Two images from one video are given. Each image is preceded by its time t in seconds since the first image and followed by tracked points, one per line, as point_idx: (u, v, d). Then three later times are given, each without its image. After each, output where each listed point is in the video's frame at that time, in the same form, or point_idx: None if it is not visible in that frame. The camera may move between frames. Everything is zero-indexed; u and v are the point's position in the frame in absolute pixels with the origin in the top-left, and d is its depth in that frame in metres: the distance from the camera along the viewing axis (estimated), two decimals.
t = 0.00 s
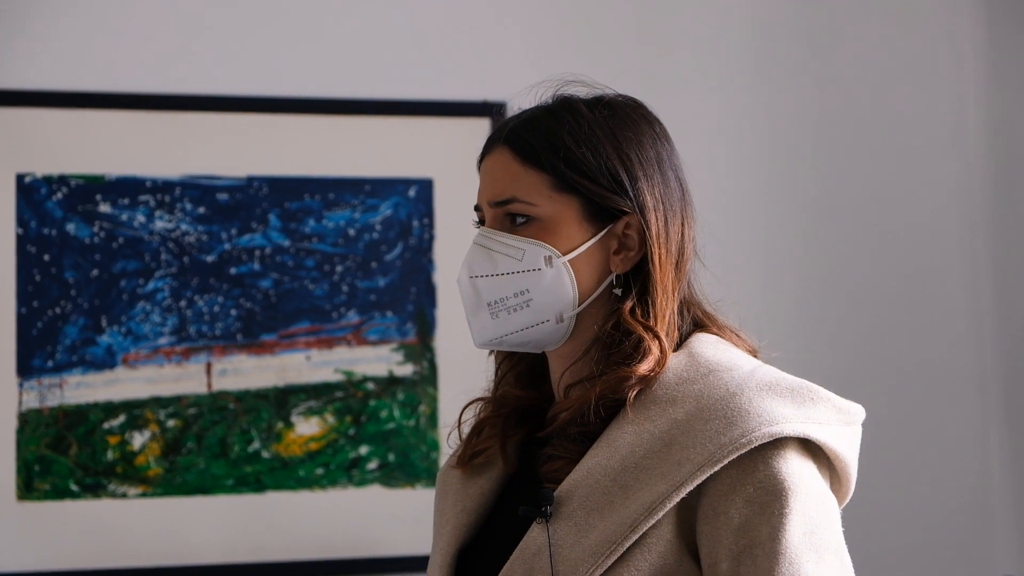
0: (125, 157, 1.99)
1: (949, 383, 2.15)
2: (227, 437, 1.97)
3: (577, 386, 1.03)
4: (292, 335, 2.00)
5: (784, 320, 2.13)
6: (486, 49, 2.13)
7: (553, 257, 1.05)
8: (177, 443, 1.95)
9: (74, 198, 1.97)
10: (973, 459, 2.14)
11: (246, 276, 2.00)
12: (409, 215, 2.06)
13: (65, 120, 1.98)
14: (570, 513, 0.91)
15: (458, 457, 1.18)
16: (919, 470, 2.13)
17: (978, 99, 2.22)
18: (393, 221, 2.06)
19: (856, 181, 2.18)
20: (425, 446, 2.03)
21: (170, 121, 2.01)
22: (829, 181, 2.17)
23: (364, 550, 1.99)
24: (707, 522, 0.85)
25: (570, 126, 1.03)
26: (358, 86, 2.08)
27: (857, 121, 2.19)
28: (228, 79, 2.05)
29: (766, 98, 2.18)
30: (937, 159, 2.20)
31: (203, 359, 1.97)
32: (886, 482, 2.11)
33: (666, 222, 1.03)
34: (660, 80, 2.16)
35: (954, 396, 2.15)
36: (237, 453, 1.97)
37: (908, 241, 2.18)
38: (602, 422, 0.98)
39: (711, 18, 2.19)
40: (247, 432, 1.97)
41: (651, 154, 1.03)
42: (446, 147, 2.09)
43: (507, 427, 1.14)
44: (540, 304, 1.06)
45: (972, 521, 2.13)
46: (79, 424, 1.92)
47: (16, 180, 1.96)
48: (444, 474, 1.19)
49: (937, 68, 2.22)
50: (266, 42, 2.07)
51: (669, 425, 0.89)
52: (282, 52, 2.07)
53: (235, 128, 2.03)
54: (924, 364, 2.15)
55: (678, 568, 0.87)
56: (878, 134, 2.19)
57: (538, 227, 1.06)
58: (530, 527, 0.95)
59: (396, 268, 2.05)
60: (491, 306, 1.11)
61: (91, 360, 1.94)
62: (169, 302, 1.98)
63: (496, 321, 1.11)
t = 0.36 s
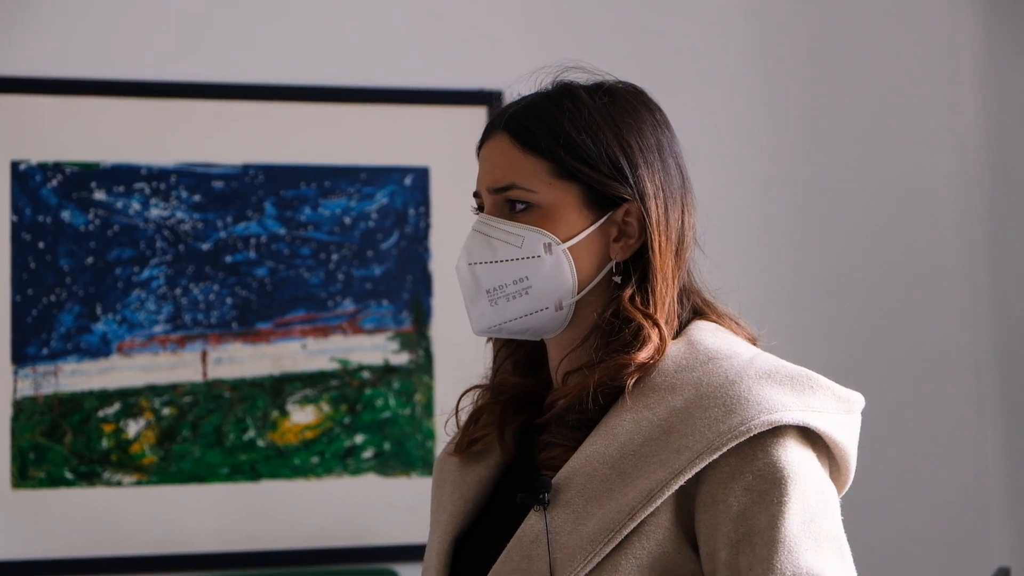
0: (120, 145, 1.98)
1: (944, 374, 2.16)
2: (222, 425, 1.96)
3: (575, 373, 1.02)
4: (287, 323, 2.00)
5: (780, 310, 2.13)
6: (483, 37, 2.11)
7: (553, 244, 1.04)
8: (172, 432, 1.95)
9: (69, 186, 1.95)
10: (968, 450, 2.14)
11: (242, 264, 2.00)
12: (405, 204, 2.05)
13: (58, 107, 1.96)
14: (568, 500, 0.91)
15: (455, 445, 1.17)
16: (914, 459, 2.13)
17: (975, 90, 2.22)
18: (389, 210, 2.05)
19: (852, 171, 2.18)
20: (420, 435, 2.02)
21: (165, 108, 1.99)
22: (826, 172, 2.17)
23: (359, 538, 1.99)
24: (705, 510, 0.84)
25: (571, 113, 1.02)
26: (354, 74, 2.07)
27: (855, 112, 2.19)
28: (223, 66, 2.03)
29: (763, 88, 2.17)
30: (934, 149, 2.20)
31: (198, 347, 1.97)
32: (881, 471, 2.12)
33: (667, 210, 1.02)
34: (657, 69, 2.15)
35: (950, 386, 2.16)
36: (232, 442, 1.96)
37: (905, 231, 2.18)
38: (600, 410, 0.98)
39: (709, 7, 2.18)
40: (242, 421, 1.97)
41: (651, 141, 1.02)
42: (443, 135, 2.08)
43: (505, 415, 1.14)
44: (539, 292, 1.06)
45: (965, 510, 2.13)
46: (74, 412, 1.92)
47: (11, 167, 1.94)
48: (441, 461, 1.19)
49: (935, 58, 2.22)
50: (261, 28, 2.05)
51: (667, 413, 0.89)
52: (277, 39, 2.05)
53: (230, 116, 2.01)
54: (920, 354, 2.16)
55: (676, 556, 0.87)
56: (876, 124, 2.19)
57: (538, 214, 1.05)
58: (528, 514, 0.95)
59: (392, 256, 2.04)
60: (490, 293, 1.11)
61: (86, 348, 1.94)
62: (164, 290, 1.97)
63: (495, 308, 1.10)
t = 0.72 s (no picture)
0: (121, 131, 1.97)
1: (945, 365, 2.15)
2: (222, 412, 1.96)
3: (575, 362, 1.02)
4: (288, 310, 1.99)
5: (782, 300, 2.13)
6: (485, 23, 2.10)
7: (553, 233, 1.04)
8: (173, 418, 1.95)
9: (70, 171, 1.95)
10: (969, 442, 2.14)
11: (243, 251, 1.99)
12: (407, 192, 2.05)
13: (59, 93, 1.95)
14: (567, 489, 0.91)
15: (455, 433, 1.17)
16: (914, 451, 2.13)
17: (980, 80, 2.20)
18: (390, 197, 2.04)
19: (855, 162, 2.17)
20: (421, 423, 2.02)
21: (166, 94, 1.98)
22: (829, 162, 2.16)
23: (359, 526, 1.99)
24: (704, 500, 0.84)
25: (572, 100, 1.01)
26: (356, 60, 2.06)
27: (858, 102, 2.17)
28: (224, 52, 2.02)
29: (767, 77, 2.16)
30: (937, 139, 2.19)
31: (199, 334, 1.96)
32: (880, 463, 2.12)
33: (668, 198, 1.01)
34: (661, 58, 2.14)
35: (951, 378, 2.15)
36: (233, 429, 1.96)
37: (908, 223, 2.17)
38: (600, 399, 0.97)
39: None
40: (243, 408, 1.97)
41: (653, 128, 1.01)
42: (445, 122, 2.07)
43: (505, 404, 1.13)
44: (539, 280, 1.05)
45: (965, 502, 2.13)
46: (75, 398, 1.92)
47: (12, 152, 1.94)
48: (441, 449, 1.18)
49: (940, 48, 2.20)
50: (262, 14, 2.04)
51: (667, 402, 0.89)
52: (279, 25, 2.04)
53: (231, 102, 2.00)
54: (921, 346, 2.15)
55: (674, 546, 0.86)
56: (879, 114, 2.18)
57: (538, 202, 1.04)
58: (527, 503, 0.95)
59: (393, 244, 2.04)
60: (490, 281, 1.11)
61: (87, 334, 1.93)
62: (165, 276, 1.97)
63: (495, 296, 1.10)
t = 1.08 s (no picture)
0: (126, 124, 1.97)
1: (951, 359, 2.15)
2: (227, 405, 1.96)
3: (573, 355, 1.02)
4: (292, 303, 1.99)
5: (787, 293, 2.12)
6: (490, 16, 2.09)
7: (550, 224, 1.04)
8: (178, 411, 1.95)
9: (75, 164, 1.95)
10: (974, 436, 2.14)
11: (247, 244, 1.99)
12: (411, 184, 2.04)
13: (64, 86, 1.95)
14: (565, 483, 0.91)
15: (456, 426, 1.17)
16: (919, 444, 2.12)
17: (987, 72, 2.19)
18: (394, 190, 2.04)
19: (860, 155, 2.16)
20: (425, 416, 2.02)
21: (170, 87, 1.98)
22: (835, 155, 2.15)
23: (363, 519, 1.99)
24: (702, 493, 0.84)
25: (570, 92, 1.00)
26: (360, 53, 2.05)
27: (864, 94, 2.16)
28: (228, 45, 2.02)
29: (772, 70, 2.15)
30: (944, 132, 2.18)
31: (204, 327, 1.96)
32: (885, 457, 2.11)
33: (667, 191, 1.01)
34: (666, 51, 2.13)
35: (957, 371, 2.15)
36: (237, 422, 1.97)
37: (913, 215, 2.16)
38: (598, 392, 0.97)
39: None
40: (247, 401, 1.97)
41: (652, 120, 1.01)
42: (449, 115, 2.06)
43: (506, 396, 1.13)
44: (535, 271, 1.06)
45: (970, 496, 2.13)
46: (80, 390, 1.92)
47: (17, 146, 1.94)
48: (441, 443, 1.18)
49: (946, 40, 2.19)
50: (266, 7, 2.03)
51: (665, 394, 0.88)
52: (283, 18, 2.03)
53: (235, 95, 2.00)
54: (926, 339, 2.15)
55: (672, 539, 0.86)
56: (885, 107, 2.17)
57: (535, 193, 1.04)
58: (525, 497, 0.95)
59: (397, 237, 2.03)
60: (487, 272, 1.11)
61: (91, 327, 1.93)
62: (169, 270, 1.97)
63: (492, 287, 1.10)
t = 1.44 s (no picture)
0: (129, 122, 1.97)
1: (954, 356, 2.15)
2: (231, 403, 1.97)
3: (569, 355, 1.02)
4: (295, 301, 2.00)
5: (790, 291, 2.12)
6: (492, 14, 2.10)
7: (546, 224, 1.04)
8: (182, 409, 1.96)
9: (79, 163, 1.95)
10: (976, 433, 2.14)
11: (251, 242, 2.00)
12: (414, 182, 2.05)
13: (68, 85, 1.96)
14: (561, 481, 0.91)
15: (454, 424, 1.17)
16: (922, 442, 2.12)
17: (990, 68, 2.19)
18: (397, 188, 2.04)
19: (862, 151, 2.16)
20: (429, 413, 2.03)
21: (174, 86, 1.99)
22: (837, 152, 2.15)
23: (367, 517, 2.00)
24: (698, 491, 0.84)
25: (564, 92, 1.01)
26: (362, 52, 2.06)
27: (866, 91, 2.16)
28: (231, 43, 2.02)
29: (774, 68, 2.15)
30: (946, 129, 2.18)
31: (207, 325, 1.97)
32: (887, 454, 2.12)
33: (662, 189, 1.01)
34: (668, 48, 2.13)
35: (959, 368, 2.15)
36: (241, 420, 1.97)
37: (916, 213, 2.16)
38: (594, 391, 0.97)
39: None
40: (251, 399, 1.98)
41: (646, 119, 1.01)
42: (451, 113, 2.07)
43: (504, 395, 1.14)
44: (533, 272, 1.06)
45: (973, 493, 2.13)
46: (84, 388, 1.93)
47: (21, 144, 1.95)
48: (440, 441, 1.19)
49: (948, 36, 2.19)
50: (269, 5, 2.04)
51: (660, 392, 0.89)
52: (286, 16, 2.04)
53: (238, 94, 2.01)
54: (928, 336, 2.15)
55: (667, 537, 0.86)
56: (887, 103, 2.17)
57: (531, 194, 1.05)
58: (522, 495, 0.95)
59: (400, 235, 2.04)
60: (484, 272, 1.12)
61: (96, 325, 1.94)
62: (173, 268, 1.97)
63: (489, 287, 1.11)
